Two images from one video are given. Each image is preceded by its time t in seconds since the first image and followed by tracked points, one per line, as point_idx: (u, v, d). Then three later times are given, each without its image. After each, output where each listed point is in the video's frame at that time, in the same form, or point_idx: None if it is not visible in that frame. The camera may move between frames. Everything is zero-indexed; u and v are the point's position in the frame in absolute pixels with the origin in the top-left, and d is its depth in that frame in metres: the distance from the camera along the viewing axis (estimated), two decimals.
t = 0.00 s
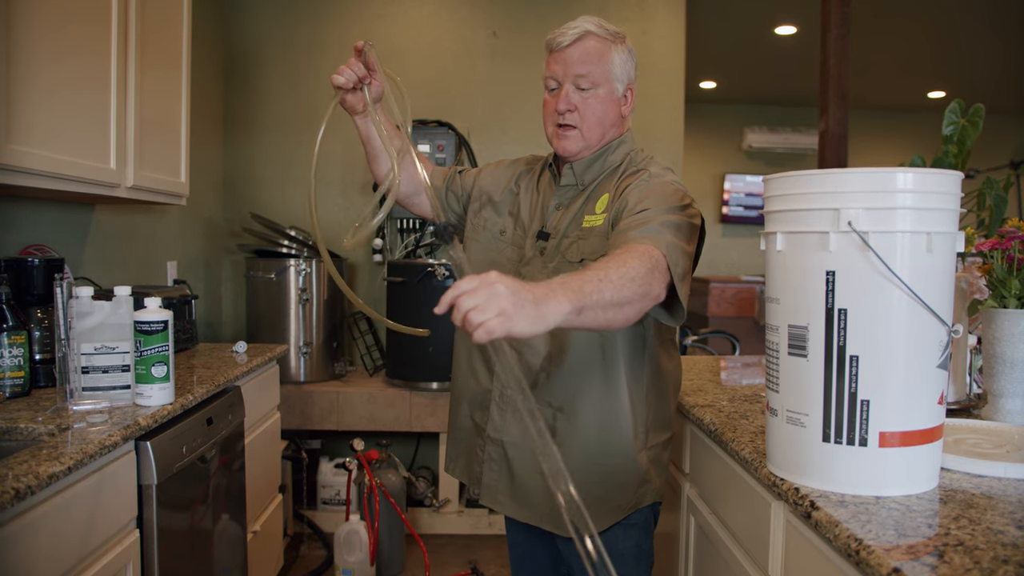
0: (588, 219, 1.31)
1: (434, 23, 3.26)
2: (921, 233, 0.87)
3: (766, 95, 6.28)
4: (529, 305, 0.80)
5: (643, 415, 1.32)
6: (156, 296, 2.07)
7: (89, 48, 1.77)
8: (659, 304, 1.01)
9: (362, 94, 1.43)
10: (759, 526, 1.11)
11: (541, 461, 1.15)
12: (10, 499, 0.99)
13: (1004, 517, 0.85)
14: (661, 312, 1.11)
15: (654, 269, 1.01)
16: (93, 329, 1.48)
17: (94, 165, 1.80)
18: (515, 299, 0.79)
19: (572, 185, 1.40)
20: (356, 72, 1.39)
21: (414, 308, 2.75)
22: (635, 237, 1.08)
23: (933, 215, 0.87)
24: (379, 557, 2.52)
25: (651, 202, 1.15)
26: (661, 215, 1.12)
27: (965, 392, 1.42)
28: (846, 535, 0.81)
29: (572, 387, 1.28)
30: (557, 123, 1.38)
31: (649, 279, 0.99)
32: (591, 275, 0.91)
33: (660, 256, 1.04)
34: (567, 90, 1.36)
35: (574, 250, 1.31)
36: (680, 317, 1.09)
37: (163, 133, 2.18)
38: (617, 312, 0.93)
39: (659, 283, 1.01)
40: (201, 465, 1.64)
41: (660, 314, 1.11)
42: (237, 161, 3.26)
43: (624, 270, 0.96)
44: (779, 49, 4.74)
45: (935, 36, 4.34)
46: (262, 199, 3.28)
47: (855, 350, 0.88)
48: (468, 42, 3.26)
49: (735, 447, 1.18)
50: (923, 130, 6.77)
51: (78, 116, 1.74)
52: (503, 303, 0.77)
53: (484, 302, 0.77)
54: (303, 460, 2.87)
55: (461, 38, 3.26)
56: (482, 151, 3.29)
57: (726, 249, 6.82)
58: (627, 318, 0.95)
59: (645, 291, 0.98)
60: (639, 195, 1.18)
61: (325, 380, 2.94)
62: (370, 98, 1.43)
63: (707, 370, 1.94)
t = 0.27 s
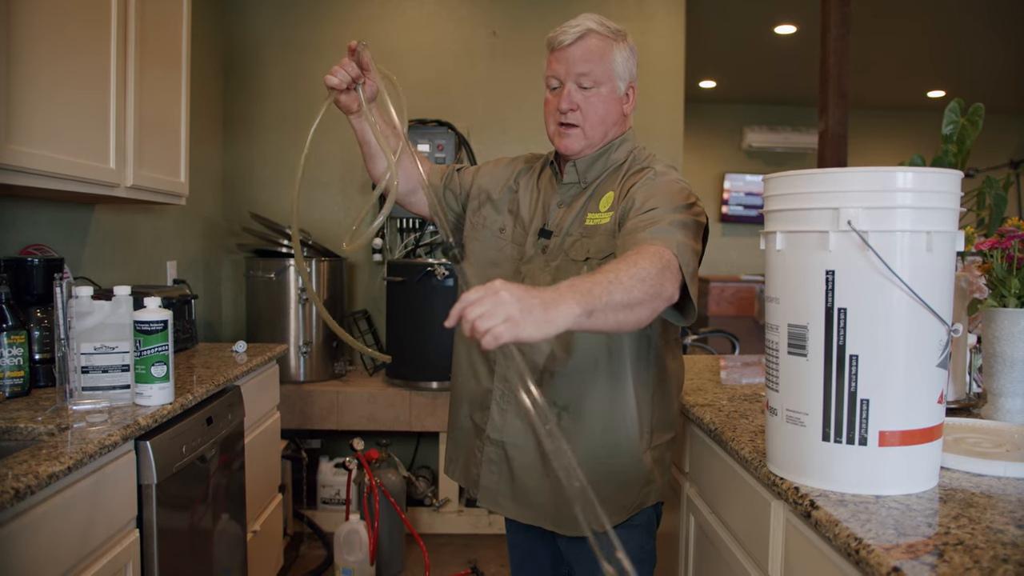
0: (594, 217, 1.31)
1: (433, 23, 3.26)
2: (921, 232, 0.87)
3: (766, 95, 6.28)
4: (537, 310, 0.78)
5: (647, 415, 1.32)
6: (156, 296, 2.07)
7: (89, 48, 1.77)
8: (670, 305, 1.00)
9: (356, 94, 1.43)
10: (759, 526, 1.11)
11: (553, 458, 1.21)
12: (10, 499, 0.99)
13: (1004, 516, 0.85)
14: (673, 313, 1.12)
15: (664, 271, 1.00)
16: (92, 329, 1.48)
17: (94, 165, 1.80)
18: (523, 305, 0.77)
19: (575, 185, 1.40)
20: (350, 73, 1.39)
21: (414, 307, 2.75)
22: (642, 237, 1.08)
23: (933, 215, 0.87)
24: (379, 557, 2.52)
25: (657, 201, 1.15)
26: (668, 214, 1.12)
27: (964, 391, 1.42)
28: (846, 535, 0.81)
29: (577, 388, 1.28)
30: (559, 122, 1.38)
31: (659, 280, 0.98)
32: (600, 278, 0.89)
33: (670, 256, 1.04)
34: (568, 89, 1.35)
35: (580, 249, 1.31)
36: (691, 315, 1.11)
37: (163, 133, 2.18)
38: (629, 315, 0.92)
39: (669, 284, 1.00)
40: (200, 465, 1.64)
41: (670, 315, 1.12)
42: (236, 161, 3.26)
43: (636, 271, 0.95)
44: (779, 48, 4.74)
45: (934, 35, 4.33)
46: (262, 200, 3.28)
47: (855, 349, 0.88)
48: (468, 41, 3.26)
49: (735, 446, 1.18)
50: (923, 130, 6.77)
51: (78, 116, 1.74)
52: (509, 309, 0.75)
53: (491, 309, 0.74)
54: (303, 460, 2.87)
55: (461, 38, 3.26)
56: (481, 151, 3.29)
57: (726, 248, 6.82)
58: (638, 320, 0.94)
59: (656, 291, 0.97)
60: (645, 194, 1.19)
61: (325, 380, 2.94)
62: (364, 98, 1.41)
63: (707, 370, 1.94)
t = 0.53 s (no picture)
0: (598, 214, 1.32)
1: (434, 23, 3.26)
2: (921, 233, 0.87)
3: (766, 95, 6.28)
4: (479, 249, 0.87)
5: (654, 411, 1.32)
6: (156, 296, 2.07)
7: (89, 48, 1.77)
8: (639, 286, 1.01)
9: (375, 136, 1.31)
10: (759, 526, 1.11)
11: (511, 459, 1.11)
12: (11, 499, 0.99)
13: (1004, 516, 0.85)
14: (665, 298, 1.14)
15: (639, 250, 1.02)
16: (93, 329, 1.48)
17: (95, 165, 1.80)
18: (465, 240, 0.86)
19: (582, 185, 1.41)
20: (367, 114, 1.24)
21: (414, 307, 2.75)
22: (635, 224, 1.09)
23: (933, 215, 0.87)
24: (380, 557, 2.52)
25: (660, 192, 1.16)
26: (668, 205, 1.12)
27: (965, 391, 1.42)
28: (846, 535, 0.81)
29: (585, 388, 1.27)
30: (557, 122, 1.39)
31: (632, 257, 1.00)
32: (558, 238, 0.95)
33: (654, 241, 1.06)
34: (566, 89, 1.36)
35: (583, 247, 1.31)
36: (686, 304, 1.13)
37: (163, 133, 2.18)
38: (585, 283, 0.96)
39: (644, 263, 1.02)
40: (201, 465, 1.64)
41: (664, 302, 1.14)
42: (237, 161, 3.26)
43: (601, 244, 0.97)
44: (779, 48, 4.74)
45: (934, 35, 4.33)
46: (262, 200, 3.27)
47: (855, 349, 0.88)
48: (468, 41, 3.26)
49: (736, 447, 1.18)
50: (923, 130, 6.77)
51: (78, 117, 1.74)
52: (451, 243, 0.85)
53: (433, 242, 0.84)
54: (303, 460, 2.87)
55: (461, 38, 3.26)
56: (482, 151, 3.29)
57: (726, 248, 6.82)
58: (596, 290, 0.97)
59: (626, 266, 0.99)
60: (649, 185, 1.19)
61: (325, 380, 2.94)
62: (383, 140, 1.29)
63: (707, 370, 1.94)
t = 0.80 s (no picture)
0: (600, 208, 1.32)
1: (434, 23, 3.26)
2: (921, 232, 0.87)
3: (766, 95, 6.28)
4: (481, 210, 0.89)
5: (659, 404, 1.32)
6: (156, 296, 2.07)
7: (89, 48, 1.77)
8: (639, 268, 1.02)
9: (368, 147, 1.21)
10: (759, 526, 1.11)
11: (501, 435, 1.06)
12: (11, 499, 0.99)
13: (1004, 516, 0.85)
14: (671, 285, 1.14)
15: (641, 233, 1.03)
16: (93, 329, 1.48)
17: (95, 165, 1.80)
18: (468, 200, 0.88)
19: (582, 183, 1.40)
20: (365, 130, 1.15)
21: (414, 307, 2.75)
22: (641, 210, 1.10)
23: (933, 215, 0.87)
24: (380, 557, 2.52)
25: (664, 184, 1.16)
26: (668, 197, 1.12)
27: (964, 391, 1.42)
28: (846, 535, 0.81)
29: (596, 387, 1.25)
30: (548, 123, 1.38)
31: (634, 239, 1.01)
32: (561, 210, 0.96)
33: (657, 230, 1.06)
34: (555, 90, 1.35)
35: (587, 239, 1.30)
36: (692, 294, 1.13)
37: (163, 133, 2.18)
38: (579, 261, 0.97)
39: (645, 246, 1.02)
40: (200, 465, 1.64)
41: (670, 289, 1.13)
42: (237, 161, 3.26)
43: (602, 221, 0.98)
44: (779, 48, 4.74)
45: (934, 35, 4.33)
46: (262, 200, 3.27)
47: (855, 349, 0.88)
48: (468, 41, 3.26)
49: (736, 447, 1.18)
50: (922, 130, 6.78)
51: (78, 117, 1.74)
52: (456, 203, 0.87)
53: (440, 199, 0.87)
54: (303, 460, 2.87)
55: (461, 38, 3.26)
56: (482, 151, 3.29)
57: (726, 248, 6.83)
58: (592, 267, 0.98)
59: (627, 247, 1.00)
60: (654, 178, 1.20)
61: (325, 380, 2.94)
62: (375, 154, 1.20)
63: (707, 370, 1.94)
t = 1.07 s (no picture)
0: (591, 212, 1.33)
1: (434, 23, 3.26)
2: (921, 233, 0.87)
3: (766, 95, 6.28)
4: (552, 194, 0.87)
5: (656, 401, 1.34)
6: (156, 296, 2.08)
7: (89, 48, 1.77)
8: (672, 267, 1.04)
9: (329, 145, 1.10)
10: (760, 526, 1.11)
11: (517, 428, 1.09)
12: (10, 498, 0.98)
13: (1004, 516, 0.85)
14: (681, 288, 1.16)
15: (674, 232, 1.04)
16: (93, 329, 1.48)
17: (95, 165, 1.80)
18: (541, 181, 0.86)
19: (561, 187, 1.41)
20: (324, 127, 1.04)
21: (414, 307, 2.75)
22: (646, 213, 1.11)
23: (933, 215, 0.87)
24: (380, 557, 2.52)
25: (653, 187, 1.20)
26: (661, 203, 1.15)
27: (965, 391, 1.42)
28: (846, 534, 0.81)
29: (603, 388, 1.25)
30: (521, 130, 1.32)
31: (670, 238, 1.03)
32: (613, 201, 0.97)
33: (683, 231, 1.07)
34: (529, 96, 1.28)
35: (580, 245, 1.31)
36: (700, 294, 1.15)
37: (163, 133, 2.18)
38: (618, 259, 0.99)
39: (678, 245, 1.04)
40: (200, 465, 1.64)
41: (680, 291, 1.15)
42: (236, 161, 3.26)
43: (647, 218, 1.00)
44: (778, 49, 4.74)
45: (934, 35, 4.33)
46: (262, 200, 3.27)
47: (855, 349, 0.88)
48: (468, 41, 3.26)
49: (736, 447, 1.18)
50: (922, 130, 6.78)
51: (78, 117, 1.74)
52: (529, 181, 0.84)
53: (516, 176, 0.83)
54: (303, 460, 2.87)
55: (461, 37, 3.26)
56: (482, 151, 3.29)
57: (726, 248, 6.83)
58: (635, 261, 1.00)
59: (664, 245, 1.02)
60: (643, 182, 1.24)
61: (325, 380, 2.94)
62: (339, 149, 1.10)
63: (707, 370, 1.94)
